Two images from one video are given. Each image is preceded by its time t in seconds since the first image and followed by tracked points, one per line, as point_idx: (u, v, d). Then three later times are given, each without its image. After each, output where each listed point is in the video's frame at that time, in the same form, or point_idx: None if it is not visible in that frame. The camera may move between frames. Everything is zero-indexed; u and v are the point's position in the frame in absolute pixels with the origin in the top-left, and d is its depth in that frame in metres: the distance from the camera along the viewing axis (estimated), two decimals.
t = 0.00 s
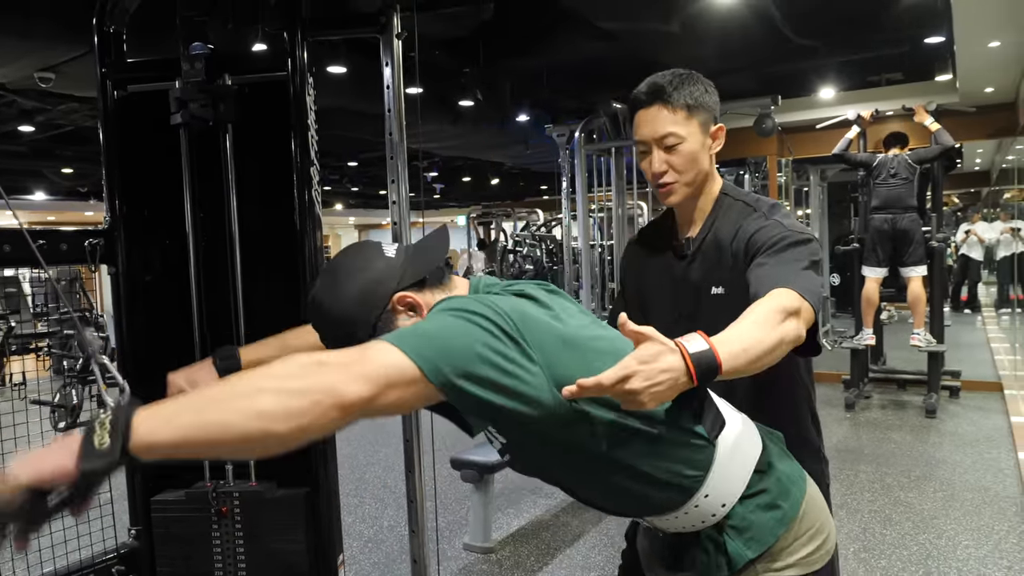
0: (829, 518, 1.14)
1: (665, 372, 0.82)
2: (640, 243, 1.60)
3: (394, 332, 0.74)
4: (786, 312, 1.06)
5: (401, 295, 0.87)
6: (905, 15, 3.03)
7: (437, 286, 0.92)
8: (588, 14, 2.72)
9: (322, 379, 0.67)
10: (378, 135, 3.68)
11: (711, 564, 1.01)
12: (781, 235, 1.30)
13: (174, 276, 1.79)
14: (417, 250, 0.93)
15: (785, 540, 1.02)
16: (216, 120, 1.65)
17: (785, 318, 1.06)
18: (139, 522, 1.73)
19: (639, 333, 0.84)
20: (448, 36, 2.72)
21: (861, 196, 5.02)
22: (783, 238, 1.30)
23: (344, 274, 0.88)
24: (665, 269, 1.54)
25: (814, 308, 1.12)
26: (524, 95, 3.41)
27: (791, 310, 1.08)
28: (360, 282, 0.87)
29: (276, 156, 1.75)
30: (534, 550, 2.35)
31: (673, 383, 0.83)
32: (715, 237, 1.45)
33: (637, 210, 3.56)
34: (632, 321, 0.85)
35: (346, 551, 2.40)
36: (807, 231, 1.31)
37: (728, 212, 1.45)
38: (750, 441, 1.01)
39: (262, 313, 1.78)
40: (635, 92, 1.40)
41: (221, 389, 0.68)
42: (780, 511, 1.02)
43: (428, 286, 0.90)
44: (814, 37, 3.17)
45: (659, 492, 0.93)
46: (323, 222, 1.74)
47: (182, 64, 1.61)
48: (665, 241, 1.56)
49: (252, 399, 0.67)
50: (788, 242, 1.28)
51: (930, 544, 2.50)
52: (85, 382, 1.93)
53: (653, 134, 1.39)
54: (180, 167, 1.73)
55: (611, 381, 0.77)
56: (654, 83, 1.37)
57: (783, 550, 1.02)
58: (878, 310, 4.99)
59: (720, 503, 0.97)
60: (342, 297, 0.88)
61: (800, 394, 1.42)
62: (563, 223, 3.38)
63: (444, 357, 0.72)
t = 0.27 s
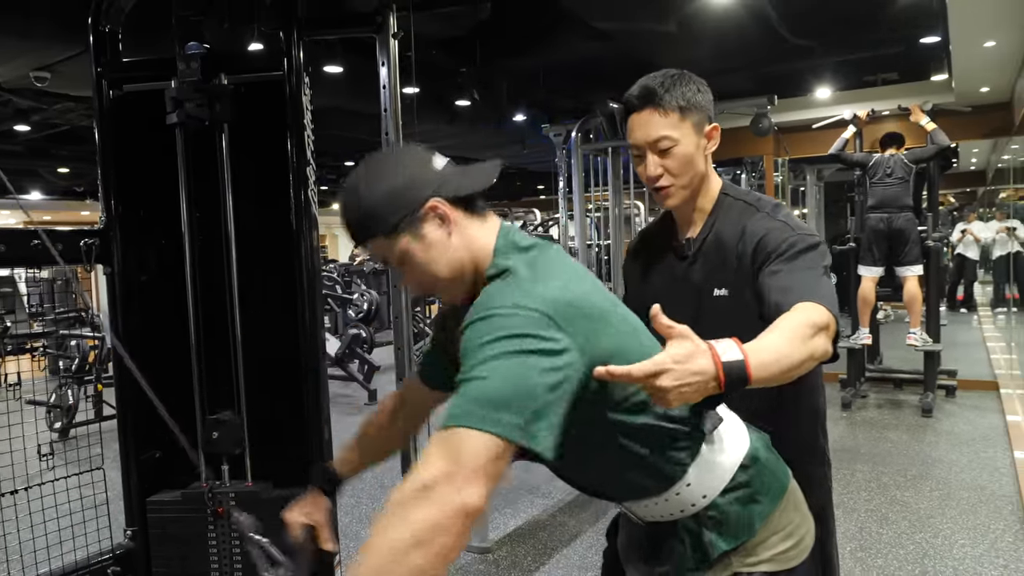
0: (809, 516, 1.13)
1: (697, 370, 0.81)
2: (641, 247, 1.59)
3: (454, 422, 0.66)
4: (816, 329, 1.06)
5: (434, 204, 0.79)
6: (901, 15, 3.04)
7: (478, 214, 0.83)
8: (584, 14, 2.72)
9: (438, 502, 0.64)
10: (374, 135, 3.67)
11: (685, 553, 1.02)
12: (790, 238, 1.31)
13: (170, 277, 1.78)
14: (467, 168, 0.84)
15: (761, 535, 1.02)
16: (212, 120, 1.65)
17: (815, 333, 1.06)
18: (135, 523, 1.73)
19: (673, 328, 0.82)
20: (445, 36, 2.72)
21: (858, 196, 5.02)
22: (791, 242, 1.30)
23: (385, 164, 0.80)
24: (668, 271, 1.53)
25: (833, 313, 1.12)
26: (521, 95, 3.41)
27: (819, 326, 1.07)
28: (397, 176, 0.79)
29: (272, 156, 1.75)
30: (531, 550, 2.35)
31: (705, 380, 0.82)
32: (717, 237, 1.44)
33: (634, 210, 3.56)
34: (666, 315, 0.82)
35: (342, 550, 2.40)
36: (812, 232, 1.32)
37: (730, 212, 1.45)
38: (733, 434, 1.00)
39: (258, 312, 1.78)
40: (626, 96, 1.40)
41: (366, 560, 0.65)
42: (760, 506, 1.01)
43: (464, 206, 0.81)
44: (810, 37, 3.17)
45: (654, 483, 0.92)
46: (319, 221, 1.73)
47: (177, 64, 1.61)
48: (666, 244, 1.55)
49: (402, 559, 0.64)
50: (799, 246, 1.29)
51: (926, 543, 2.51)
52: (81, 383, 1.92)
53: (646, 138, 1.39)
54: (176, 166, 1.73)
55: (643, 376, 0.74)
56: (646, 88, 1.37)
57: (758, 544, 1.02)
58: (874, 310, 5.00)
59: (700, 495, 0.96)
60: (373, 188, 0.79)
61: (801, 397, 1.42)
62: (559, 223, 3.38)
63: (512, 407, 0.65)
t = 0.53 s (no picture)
0: (770, 516, 1.16)
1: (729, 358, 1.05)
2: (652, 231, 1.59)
3: (612, 391, 0.77)
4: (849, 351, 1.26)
5: (511, 104, 0.78)
6: (897, 15, 3.05)
7: (545, 138, 0.84)
8: (581, 14, 2.72)
9: (652, 453, 0.80)
10: (371, 135, 3.67)
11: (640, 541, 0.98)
12: (814, 242, 1.35)
13: (167, 279, 1.78)
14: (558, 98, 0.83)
15: (717, 529, 1.02)
16: (208, 121, 1.65)
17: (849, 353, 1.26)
18: (131, 524, 1.73)
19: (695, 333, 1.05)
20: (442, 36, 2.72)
21: (854, 196, 5.03)
22: (814, 246, 1.35)
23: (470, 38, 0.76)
24: (678, 256, 1.52)
25: (861, 333, 1.29)
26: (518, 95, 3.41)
27: (852, 349, 1.27)
28: (478, 54, 0.74)
29: (267, 157, 1.75)
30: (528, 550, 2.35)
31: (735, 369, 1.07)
32: (730, 227, 1.46)
33: (630, 210, 3.57)
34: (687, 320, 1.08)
35: (340, 551, 2.39)
36: (828, 229, 1.38)
37: (742, 200, 1.47)
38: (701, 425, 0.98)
39: (256, 315, 1.78)
40: (633, 88, 1.37)
41: (621, 531, 0.80)
42: (719, 497, 1.00)
43: (535, 123, 0.81)
44: (807, 37, 3.18)
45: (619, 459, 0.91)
46: (315, 222, 1.73)
47: (174, 65, 1.61)
48: (676, 233, 1.55)
49: (649, 514, 0.80)
50: (823, 250, 1.35)
51: (923, 543, 2.51)
52: (77, 384, 1.93)
53: (655, 129, 1.37)
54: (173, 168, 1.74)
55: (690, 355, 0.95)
56: (654, 79, 1.34)
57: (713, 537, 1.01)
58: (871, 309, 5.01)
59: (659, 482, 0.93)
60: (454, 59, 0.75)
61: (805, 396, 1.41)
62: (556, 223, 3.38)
63: (644, 349, 0.78)
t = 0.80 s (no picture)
0: (768, 516, 1.14)
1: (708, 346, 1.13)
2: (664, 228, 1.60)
3: (675, 368, 0.78)
4: (822, 365, 1.27)
5: (552, 88, 0.92)
6: (894, 15, 3.05)
7: (578, 127, 0.97)
8: (578, 15, 2.72)
9: (714, 426, 0.81)
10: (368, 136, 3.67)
11: (634, 530, 0.97)
12: (824, 242, 1.34)
13: (164, 281, 1.78)
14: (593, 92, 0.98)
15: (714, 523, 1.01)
16: (205, 122, 1.65)
17: (820, 369, 1.27)
18: (129, 526, 1.74)
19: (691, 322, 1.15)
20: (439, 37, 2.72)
21: (851, 196, 5.03)
22: (821, 248, 1.34)
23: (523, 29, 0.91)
24: (688, 252, 1.53)
25: (839, 350, 1.29)
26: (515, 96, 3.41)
27: (827, 365, 1.28)
28: (525, 42, 0.90)
29: (264, 159, 1.75)
30: (527, 551, 2.35)
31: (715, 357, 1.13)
32: (743, 223, 1.45)
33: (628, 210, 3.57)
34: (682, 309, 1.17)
35: (339, 552, 2.39)
36: (841, 232, 1.36)
37: (755, 197, 1.46)
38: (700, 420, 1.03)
39: (253, 316, 1.77)
40: (643, 86, 1.42)
41: (692, 507, 0.81)
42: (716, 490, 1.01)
43: (570, 110, 0.95)
44: (804, 37, 3.18)
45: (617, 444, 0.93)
46: (313, 222, 1.73)
47: (171, 66, 1.62)
48: (689, 231, 1.55)
49: (717, 487, 0.81)
50: (828, 252, 1.34)
51: (921, 542, 2.51)
52: (74, 387, 1.92)
53: (666, 126, 1.40)
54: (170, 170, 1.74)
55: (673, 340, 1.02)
56: (664, 77, 1.39)
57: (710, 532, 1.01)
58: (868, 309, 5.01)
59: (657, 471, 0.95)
60: (508, 44, 0.91)
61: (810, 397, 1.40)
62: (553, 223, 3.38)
63: (696, 327, 0.81)
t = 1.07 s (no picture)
0: (769, 517, 1.14)
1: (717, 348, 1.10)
2: (665, 228, 1.60)
3: (661, 376, 0.78)
4: (831, 362, 1.26)
5: (538, 95, 0.91)
6: (892, 15, 3.05)
7: (566, 132, 0.96)
8: (576, 16, 2.72)
9: (697, 435, 0.80)
10: (366, 136, 3.67)
11: (637, 532, 0.98)
12: (826, 241, 1.34)
13: (162, 281, 1.77)
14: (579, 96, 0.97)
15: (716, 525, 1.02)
16: (202, 123, 1.65)
17: (830, 365, 1.27)
18: (126, 528, 1.73)
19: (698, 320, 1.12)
20: (437, 38, 2.70)
21: (849, 196, 5.04)
22: (825, 246, 1.34)
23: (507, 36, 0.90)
24: (690, 252, 1.53)
25: (848, 346, 1.28)
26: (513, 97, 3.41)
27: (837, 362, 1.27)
28: (509, 50, 0.89)
29: (262, 160, 1.75)
30: (525, 551, 2.35)
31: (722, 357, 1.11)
32: (745, 223, 1.45)
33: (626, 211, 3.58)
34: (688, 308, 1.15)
35: (336, 553, 2.39)
36: (843, 230, 1.36)
37: (757, 196, 1.46)
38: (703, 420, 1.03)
39: (251, 316, 1.78)
40: (648, 84, 1.42)
41: (673, 515, 0.81)
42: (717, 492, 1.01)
43: (557, 115, 0.94)
44: (802, 38, 3.18)
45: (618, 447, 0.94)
46: (311, 223, 1.73)
47: (168, 67, 1.61)
48: (691, 230, 1.55)
49: (698, 497, 0.81)
50: (831, 251, 1.33)
51: (918, 541, 2.52)
52: (72, 388, 1.92)
53: (669, 123, 1.40)
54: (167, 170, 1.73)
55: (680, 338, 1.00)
56: (669, 75, 1.39)
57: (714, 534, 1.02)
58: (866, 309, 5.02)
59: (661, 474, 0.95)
60: (493, 51, 0.90)
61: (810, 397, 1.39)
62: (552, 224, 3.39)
63: (682, 335, 0.80)
